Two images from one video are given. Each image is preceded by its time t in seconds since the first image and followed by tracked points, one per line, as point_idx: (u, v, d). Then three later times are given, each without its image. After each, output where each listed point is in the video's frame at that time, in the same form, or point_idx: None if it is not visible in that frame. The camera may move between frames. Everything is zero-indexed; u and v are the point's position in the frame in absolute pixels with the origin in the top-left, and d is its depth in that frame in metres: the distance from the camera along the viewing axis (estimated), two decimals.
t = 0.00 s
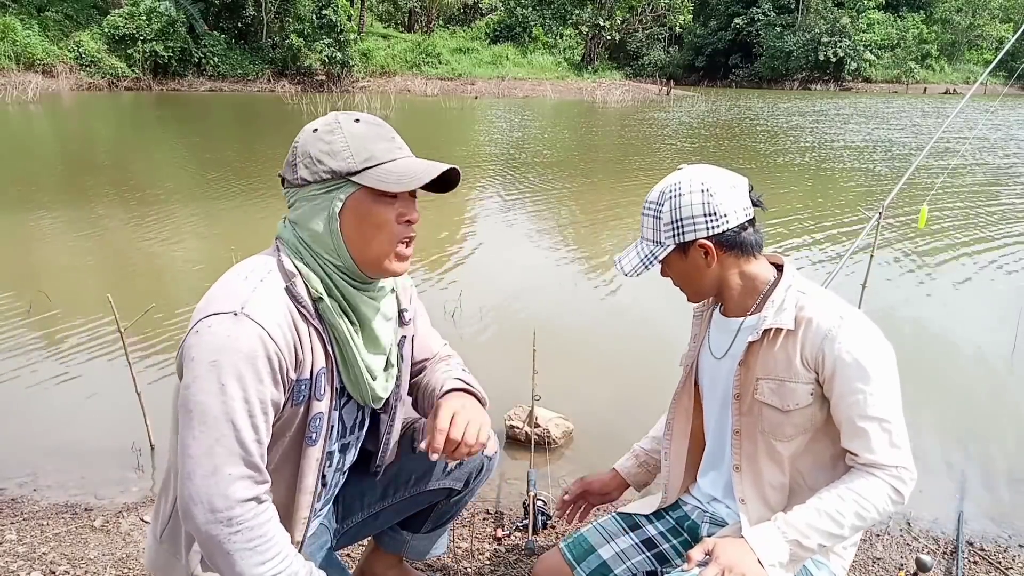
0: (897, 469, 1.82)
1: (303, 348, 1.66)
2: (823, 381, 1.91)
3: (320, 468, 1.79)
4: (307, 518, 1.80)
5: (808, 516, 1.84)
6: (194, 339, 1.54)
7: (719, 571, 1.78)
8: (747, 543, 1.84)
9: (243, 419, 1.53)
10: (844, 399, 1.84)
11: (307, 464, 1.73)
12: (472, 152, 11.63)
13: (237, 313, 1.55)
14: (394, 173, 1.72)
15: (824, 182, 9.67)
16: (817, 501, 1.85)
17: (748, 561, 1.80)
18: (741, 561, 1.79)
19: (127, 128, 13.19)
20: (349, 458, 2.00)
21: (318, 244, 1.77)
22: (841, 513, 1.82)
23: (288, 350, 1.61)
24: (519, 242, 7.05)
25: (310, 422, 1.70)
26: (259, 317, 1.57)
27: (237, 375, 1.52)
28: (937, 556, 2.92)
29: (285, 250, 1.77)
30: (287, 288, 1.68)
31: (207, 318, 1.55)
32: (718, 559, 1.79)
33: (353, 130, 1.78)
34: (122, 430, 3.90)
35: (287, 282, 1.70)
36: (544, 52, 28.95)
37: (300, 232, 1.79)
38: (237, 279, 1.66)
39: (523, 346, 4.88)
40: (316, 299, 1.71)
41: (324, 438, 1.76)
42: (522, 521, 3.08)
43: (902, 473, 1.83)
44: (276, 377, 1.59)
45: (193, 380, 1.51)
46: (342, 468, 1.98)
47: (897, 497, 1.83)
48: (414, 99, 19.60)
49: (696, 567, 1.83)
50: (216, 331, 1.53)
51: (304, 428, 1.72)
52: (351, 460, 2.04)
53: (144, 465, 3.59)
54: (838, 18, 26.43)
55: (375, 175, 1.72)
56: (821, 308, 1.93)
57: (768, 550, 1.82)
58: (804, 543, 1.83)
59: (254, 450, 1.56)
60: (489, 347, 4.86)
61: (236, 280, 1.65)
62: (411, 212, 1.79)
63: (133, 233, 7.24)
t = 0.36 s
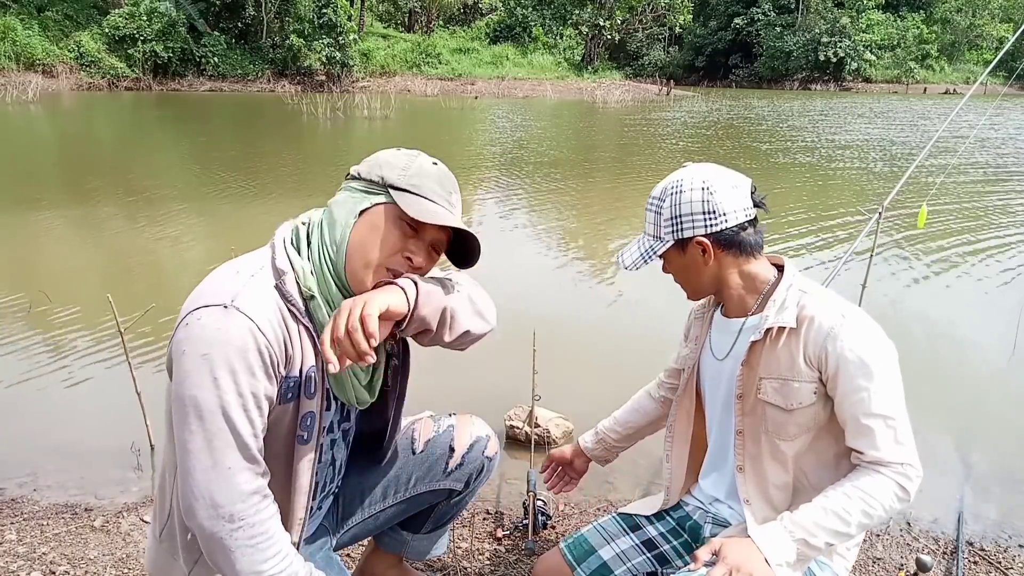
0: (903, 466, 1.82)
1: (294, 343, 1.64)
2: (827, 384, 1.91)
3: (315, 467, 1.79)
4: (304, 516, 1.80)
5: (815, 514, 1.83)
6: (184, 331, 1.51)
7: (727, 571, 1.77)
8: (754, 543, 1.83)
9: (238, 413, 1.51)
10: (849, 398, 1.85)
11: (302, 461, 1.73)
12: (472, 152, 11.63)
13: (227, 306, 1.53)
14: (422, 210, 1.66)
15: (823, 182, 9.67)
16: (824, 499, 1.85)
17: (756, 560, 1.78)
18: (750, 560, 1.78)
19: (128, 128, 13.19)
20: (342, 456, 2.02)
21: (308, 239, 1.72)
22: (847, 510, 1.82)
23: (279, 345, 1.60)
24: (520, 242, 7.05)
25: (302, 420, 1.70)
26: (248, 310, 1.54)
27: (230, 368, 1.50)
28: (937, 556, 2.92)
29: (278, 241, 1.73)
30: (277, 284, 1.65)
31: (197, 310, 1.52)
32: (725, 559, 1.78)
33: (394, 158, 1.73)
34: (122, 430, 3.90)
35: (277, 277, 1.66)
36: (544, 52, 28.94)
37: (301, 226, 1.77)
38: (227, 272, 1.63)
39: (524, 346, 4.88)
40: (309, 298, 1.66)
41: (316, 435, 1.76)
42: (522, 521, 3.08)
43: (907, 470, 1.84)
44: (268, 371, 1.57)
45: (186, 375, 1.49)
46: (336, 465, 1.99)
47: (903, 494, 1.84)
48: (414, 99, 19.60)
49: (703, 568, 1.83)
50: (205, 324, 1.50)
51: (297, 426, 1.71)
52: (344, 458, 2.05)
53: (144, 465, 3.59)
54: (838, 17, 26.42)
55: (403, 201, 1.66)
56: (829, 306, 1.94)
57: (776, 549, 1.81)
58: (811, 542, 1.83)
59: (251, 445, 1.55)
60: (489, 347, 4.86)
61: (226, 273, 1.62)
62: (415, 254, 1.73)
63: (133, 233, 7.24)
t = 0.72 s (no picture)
0: (903, 456, 1.82)
1: (297, 349, 1.64)
2: (820, 378, 1.91)
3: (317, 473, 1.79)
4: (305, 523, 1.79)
5: (822, 510, 1.82)
6: (187, 338, 1.51)
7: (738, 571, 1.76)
8: (764, 543, 1.82)
9: (238, 421, 1.52)
10: (844, 394, 1.84)
11: (304, 466, 1.73)
12: (472, 151, 11.62)
13: (229, 312, 1.53)
14: (418, 200, 1.65)
15: (824, 182, 9.67)
16: (829, 494, 1.84)
17: (766, 560, 1.78)
18: (759, 560, 1.77)
19: (128, 128, 13.20)
20: (344, 460, 2.02)
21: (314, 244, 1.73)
22: (854, 504, 1.81)
23: (281, 350, 1.60)
24: (520, 242, 7.05)
25: (304, 425, 1.70)
26: (250, 315, 1.54)
27: (231, 373, 1.50)
28: (937, 556, 2.92)
29: (283, 246, 1.73)
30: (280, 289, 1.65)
31: (199, 316, 1.52)
32: (736, 559, 1.77)
33: (382, 152, 1.72)
34: (122, 430, 3.90)
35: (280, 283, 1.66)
36: (544, 52, 28.94)
37: (304, 231, 1.77)
38: (228, 276, 1.63)
39: (524, 347, 4.88)
40: (311, 302, 1.68)
41: (318, 443, 1.75)
42: (522, 521, 3.08)
43: (910, 460, 1.83)
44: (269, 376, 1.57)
45: (188, 382, 1.49)
46: (337, 470, 1.99)
47: (908, 485, 1.83)
48: (414, 99, 19.60)
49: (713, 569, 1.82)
50: (207, 330, 1.50)
51: (298, 431, 1.71)
52: (347, 463, 2.05)
53: (144, 465, 3.59)
54: (838, 18, 26.41)
55: (397, 192, 1.65)
56: (820, 302, 1.94)
57: (785, 548, 1.80)
58: (820, 537, 1.82)
59: (251, 453, 1.56)
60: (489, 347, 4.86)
61: (228, 278, 1.62)
62: (416, 245, 1.71)
63: (133, 233, 7.25)
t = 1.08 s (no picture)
0: (897, 459, 1.82)
1: (298, 355, 1.64)
2: (810, 381, 1.90)
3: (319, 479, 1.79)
4: (307, 528, 1.80)
5: (811, 506, 1.83)
6: (190, 344, 1.51)
7: (719, 564, 1.78)
8: (747, 534, 1.83)
9: (239, 427, 1.51)
10: (836, 398, 1.83)
11: (305, 472, 1.74)
12: (472, 151, 11.62)
13: (234, 318, 1.53)
14: (411, 195, 1.64)
15: (823, 182, 9.66)
16: (819, 489, 1.85)
17: (748, 552, 1.80)
18: (741, 553, 1.79)
19: (128, 128, 13.20)
20: (349, 463, 2.02)
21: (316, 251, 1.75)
22: (843, 502, 1.82)
23: (283, 357, 1.60)
24: (519, 242, 7.05)
25: (305, 433, 1.71)
26: (254, 322, 1.54)
27: (233, 380, 1.50)
28: (937, 556, 2.93)
29: (289, 251, 1.74)
30: (284, 296, 1.65)
31: (204, 321, 1.52)
32: (717, 552, 1.79)
33: (370, 154, 1.71)
34: (123, 430, 3.91)
35: (286, 289, 1.67)
36: (543, 52, 28.94)
37: (306, 238, 1.78)
38: (232, 281, 1.64)
39: (524, 346, 4.88)
40: (316, 309, 1.68)
41: (321, 450, 1.76)
42: (522, 521, 3.08)
43: (903, 464, 1.83)
44: (272, 384, 1.58)
45: (190, 387, 1.49)
46: (339, 474, 1.99)
47: (900, 488, 1.82)
48: (414, 99, 19.61)
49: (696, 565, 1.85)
50: (211, 336, 1.50)
51: (301, 439, 1.72)
52: (351, 465, 2.05)
53: (144, 465, 3.59)
54: (838, 18, 26.41)
55: (390, 190, 1.64)
56: (816, 304, 1.93)
57: (767, 539, 1.82)
58: (804, 532, 1.83)
59: (250, 459, 1.55)
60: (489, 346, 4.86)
61: (233, 283, 1.62)
62: (415, 242, 1.70)
63: (132, 233, 7.25)
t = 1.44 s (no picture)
0: (856, 490, 1.75)
1: (302, 360, 1.64)
2: (790, 391, 1.87)
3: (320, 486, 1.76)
4: (310, 531, 1.79)
5: (761, 526, 1.78)
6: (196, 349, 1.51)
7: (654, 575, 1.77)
8: (695, 549, 1.81)
9: (238, 433, 1.51)
10: (809, 413, 1.79)
11: (307, 475, 1.73)
12: (472, 151, 11.61)
13: (240, 323, 1.53)
14: (385, 186, 1.62)
15: (824, 182, 9.67)
16: (772, 512, 1.79)
17: (689, 565, 1.78)
18: (681, 566, 1.78)
19: (128, 128, 13.20)
20: (353, 464, 1.99)
21: (317, 251, 1.75)
22: (794, 525, 1.76)
23: (288, 362, 1.59)
24: (519, 242, 7.06)
25: (311, 436, 1.70)
26: (260, 327, 1.54)
27: (234, 386, 1.50)
28: (937, 556, 2.93)
29: (294, 255, 1.77)
30: (291, 299, 1.65)
31: (209, 325, 1.53)
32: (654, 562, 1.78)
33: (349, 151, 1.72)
34: (122, 430, 3.91)
35: (293, 292, 1.68)
36: (543, 52, 28.93)
37: (311, 239, 1.79)
38: (242, 283, 1.64)
39: (524, 346, 4.88)
40: (325, 310, 1.69)
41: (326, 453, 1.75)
42: (522, 521, 3.09)
43: (860, 495, 1.76)
44: (275, 390, 1.57)
45: (192, 389, 1.49)
46: (344, 476, 1.99)
47: (853, 519, 1.76)
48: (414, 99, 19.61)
49: None
50: (215, 340, 1.50)
51: (307, 441, 1.71)
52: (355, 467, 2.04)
53: (144, 465, 3.59)
54: (838, 18, 26.39)
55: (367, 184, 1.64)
56: (810, 311, 1.89)
57: (713, 552, 1.79)
58: (752, 552, 1.78)
59: (247, 465, 1.55)
60: (489, 347, 4.86)
61: (242, 287, 1.62)
62: (402, 236, 1.68)
63: (132, 233, 7.24)
